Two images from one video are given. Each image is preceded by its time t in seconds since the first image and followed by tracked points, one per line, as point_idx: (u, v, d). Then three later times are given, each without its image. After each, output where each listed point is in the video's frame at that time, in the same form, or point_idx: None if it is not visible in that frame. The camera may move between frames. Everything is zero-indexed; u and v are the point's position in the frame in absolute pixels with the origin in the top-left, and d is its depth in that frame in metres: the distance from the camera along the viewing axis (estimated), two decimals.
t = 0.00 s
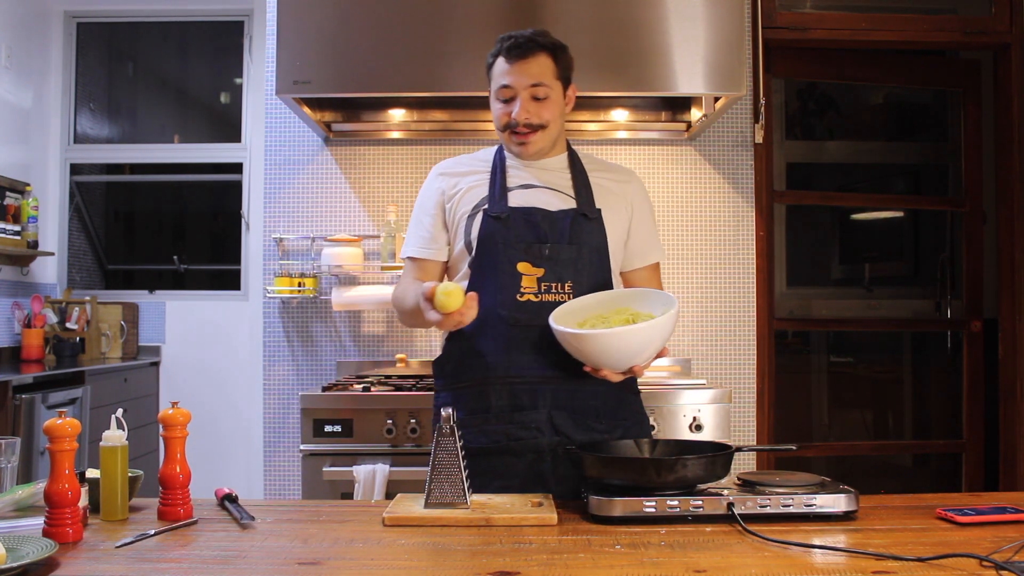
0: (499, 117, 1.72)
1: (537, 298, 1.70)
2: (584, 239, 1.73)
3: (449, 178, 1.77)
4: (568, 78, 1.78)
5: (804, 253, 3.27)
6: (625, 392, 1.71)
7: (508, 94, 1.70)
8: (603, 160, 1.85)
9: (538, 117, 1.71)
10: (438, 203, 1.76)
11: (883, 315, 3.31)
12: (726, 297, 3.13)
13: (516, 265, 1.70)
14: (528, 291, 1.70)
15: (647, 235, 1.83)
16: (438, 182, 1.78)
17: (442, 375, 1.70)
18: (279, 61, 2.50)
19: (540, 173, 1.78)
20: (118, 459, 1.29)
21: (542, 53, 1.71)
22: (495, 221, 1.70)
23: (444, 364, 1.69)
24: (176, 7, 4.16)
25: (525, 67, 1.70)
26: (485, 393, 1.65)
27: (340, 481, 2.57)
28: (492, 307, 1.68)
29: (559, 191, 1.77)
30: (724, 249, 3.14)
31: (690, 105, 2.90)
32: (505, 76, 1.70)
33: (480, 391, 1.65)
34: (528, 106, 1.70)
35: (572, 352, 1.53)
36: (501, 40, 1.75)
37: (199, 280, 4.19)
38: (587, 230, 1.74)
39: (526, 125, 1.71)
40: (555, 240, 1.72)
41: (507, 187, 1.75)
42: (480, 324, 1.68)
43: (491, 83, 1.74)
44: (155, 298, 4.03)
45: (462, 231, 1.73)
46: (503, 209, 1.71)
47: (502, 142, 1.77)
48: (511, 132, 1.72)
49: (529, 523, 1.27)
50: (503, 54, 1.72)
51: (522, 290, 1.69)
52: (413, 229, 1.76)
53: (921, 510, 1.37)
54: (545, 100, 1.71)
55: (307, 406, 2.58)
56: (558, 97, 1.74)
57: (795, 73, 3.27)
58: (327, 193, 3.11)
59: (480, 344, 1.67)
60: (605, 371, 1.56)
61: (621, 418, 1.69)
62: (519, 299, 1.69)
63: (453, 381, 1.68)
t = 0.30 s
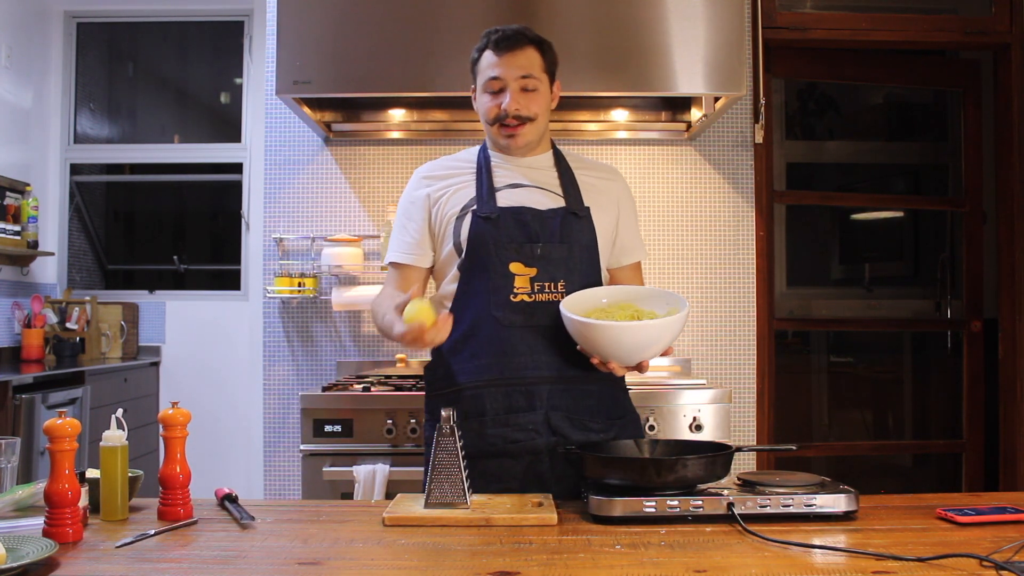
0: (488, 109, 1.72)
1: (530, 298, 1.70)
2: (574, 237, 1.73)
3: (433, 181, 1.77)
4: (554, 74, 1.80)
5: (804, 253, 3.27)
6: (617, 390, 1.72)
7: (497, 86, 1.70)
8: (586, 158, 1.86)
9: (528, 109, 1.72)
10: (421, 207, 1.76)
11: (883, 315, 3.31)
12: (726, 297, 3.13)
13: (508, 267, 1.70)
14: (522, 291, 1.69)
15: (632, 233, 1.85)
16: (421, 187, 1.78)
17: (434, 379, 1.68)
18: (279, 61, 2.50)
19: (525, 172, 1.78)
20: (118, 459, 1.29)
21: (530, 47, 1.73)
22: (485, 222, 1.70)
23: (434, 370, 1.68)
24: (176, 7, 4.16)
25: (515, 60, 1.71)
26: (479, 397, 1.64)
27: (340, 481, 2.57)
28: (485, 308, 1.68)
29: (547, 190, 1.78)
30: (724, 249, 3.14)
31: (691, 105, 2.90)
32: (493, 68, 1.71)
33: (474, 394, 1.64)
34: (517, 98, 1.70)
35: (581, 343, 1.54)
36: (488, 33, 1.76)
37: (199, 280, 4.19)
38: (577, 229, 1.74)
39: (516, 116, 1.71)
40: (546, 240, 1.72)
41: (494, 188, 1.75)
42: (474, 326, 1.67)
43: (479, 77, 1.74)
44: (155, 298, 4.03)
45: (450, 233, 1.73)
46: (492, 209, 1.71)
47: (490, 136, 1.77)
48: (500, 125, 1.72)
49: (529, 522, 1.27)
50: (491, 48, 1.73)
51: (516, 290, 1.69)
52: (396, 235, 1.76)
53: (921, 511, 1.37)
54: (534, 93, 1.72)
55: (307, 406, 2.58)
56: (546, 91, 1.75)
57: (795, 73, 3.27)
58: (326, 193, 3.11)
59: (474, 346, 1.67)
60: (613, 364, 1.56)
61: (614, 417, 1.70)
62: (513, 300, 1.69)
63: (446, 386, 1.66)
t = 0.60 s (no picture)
0: (488, 102, 1.71)
1: (527, 298, 1.70)
2: (569, 236, 1.74)
3: (421, 183, 1.78)
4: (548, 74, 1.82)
5: (804, 253, 3.26)
6: (615, 388, 1.73)
7: (499, 78, 1.71)
8: (572, 157, 1.88)
9: (529, 103, 1.72)
10: (409, 210, 1.76)
11: (883, 315, 3.31)
12: (726, 297, 3.13)
13: (505, 267, 1.70)
14: (519, 292, 1.70)
15: (619, 231, 1.87)
16: (409, 189, 1.78)
17: (433, 382, 1.67)
18: (279, 60, 2.50)
19: (517, 171, 1.79)
20: (118, 459, 1.29)
21: (530, 43, 1.74)
22: (479, 223, 1.70)
23: (432, 373, 1.68)
24: (177, 8, 4.16)
25: (517, 54, 1.72)
26: (480, 399, 1.64)
27: (340, 481, 2.57)
28: (483, 309, 1.68)
29: (539, 188, 1.78)
30: (724, 249, 3.14)
31: (690, 105, 2.90)
32: (494, 62, 1.71)
33: (475, 396, 1.64)
34: (519, 91, 1.71)
35: (576, 344, 1.55)
36: (486, 28, 1.77)
37: (199, 280, 4.19)
38: (571, 227, 1.75)
39: (518, 110, 1.71)
40: (541, 240, 1.72)
41: (486, 188, 1.75)
42: (473, 327, 1.67)
43: (478, 71, 1.74)
44: (155, 298, 4.03)
45: (440, 235, 1.73)
46: (486, 211, 1.71)
47: (486, 131, 1.75)
48: (500, 118, 1.72)
49: (530, 522, 1.27)
50: (491, 42, 1.73)
51: (513, 291, 1.69)
52: (384, 239, 1.76)
53: (921, 510, 1.37)
54: (535, 88, 1.73)
55: (307, 406, 2.58)
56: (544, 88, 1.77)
57: (795, 73, 3.27)
58: (326, 193, 3.11)
59: (474, 348, 1.66)
60: (612, 364, 1.56)
61: (613, 416, 1.71)
62: (510, 301, 1.69)
63: (446, 389, 1.66)
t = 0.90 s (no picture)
0: (490, 103, 1.71)
1: (529, 298, 1.70)
2: (569, 236, 1.74)
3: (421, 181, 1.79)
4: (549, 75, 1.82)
5: (804, 253, 3.26)
6: (613, 388, 1.73)
7: (500, 79, 1.71)
8: (572, 158, 1.88)
9: (530, 104, 1.72)
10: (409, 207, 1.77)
11: (883, 315, 3.31)
12: (726, 297, 3.13)
13: (506, 267, 1.70)
14: (520, 292, 1.70)
15: (618, 232, 1.88)
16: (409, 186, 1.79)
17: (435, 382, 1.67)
18: (279, 60, 2.49)
19: (518, 171, 1.79)
20: (118, 459, 1.29)
21: (531, 44, 1.74)
22: (481, 223, 1.70)
23: (434, 373, 1.68)
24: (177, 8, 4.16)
25: (518, 55, 1.72)
26: (481, 399, 1.63)
27: (340, 481, 2.57)
28: (484, 309, 1.67)
29: (540, 189, 1.78)
30: (724, 249, 3.14)
31: (691, 105, 2.90)
32: (496, 63, 1.71)
33: (476, 396, 1.64)
34: (521, 91, 1.71)
35: (577, 345, 1.56)
36: (486, 29, 1.77)
37: (199, 280, 4.19)
38: (572, 227, 1.75)
39: (520, 111, 1.71)
40: (542, 240, 1.72)
41: (488, 188, 1.75)
42: (475, 327, 1.67)
43: (479, 72, 1.74)
44: (155, 298, 4.03)
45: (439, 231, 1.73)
46: (487, 211, 1.71)
47: (488, 132, 1.76)
48: (502, 118, 1.72)
49: (530, 522, 1.27)
50: (492, 43, 1.73)
51: (515, 291, 1.69)
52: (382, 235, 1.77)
53: (920, 510, 1.37)
54: (536, 88, 1.72)
55: (307, 406, 2.58)
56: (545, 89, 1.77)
57: (795, 73, 3.27)
58: (326, 193, 3.11)
59: (476, 347, 1.66)
60: (613, 364, 1.56)
61: (612, 417, 1.71)
62: (511, 301, 1.69)
63: (448, 389, 1.66)
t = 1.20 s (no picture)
0: (494, 105, 1.71)
1: (532, 299, 1.70)
2: (574, 237, 1.75)
3: (427, 179, 1.79)
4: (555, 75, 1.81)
5: (804, 253, 3.26)
6: (615, 391, 1.73)
7: (504, 81, 1.71)
8: (579, 159, 1.88)
9: (535, 106, 1.72)
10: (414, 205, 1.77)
11: (883, 315, 3.31)
12: (726, 296, 3.13)
13: (510, 268, 1.70)
14: (524, 292, 1.70)
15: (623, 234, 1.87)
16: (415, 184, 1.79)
17: (437, 381, 1.67)
18: (279, 60, 2.49)
19: (524, 172, 1.79)
20: (118, 459, 1.29)
21: (536, 45, 1.74)
22: (485, 223, 1.70)
23: (436, 372, 1.67)
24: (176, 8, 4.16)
25: (523, 56, 1.71)
26: (484, 399, 1.63)
27: (340, 481, 2.57)
28: (488, 309, 1.68)
29: (545, 189, 1.79)
30: (725, 248, 3.14)
31: (691, 105, 2.90)
32: (500, 64, 1.71)
33: (478, 395, 1.64)
34: (525, 93, 1.71)
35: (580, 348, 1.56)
36: (493, 28, 1.77)
37: (199, 280, 4.19)
38: (576, 228, 1.75)
39: (523, 113, 1.71)
40: (546, 241, 1.72)
41: (493, 188, 1.75)
42: (478, 326, 1.67)
43: (484, 73, 1.74)
44: (155, 298, 4.03)
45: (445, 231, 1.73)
46: (492, 211, 1.71)
47: (493, 133, 1.76)
48: (506, 120, 1.72)
49: (530, 522, 1.27)
50: (497, 44, 1.73)
51: (518, 291, 1.70)
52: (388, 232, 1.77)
53: (920, 511, 1.37)
54: (541, 90, 1.72)
55: (307, 406, 2.58)
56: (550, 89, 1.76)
57: (795, 73, 3.27)
58: (326, 193, 3.11)
59: (479, 347, 1.66)
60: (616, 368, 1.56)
61: (614, 420, 1.71)
62: (515, 301, 1.69)
63: (450, 388, 1.65)
